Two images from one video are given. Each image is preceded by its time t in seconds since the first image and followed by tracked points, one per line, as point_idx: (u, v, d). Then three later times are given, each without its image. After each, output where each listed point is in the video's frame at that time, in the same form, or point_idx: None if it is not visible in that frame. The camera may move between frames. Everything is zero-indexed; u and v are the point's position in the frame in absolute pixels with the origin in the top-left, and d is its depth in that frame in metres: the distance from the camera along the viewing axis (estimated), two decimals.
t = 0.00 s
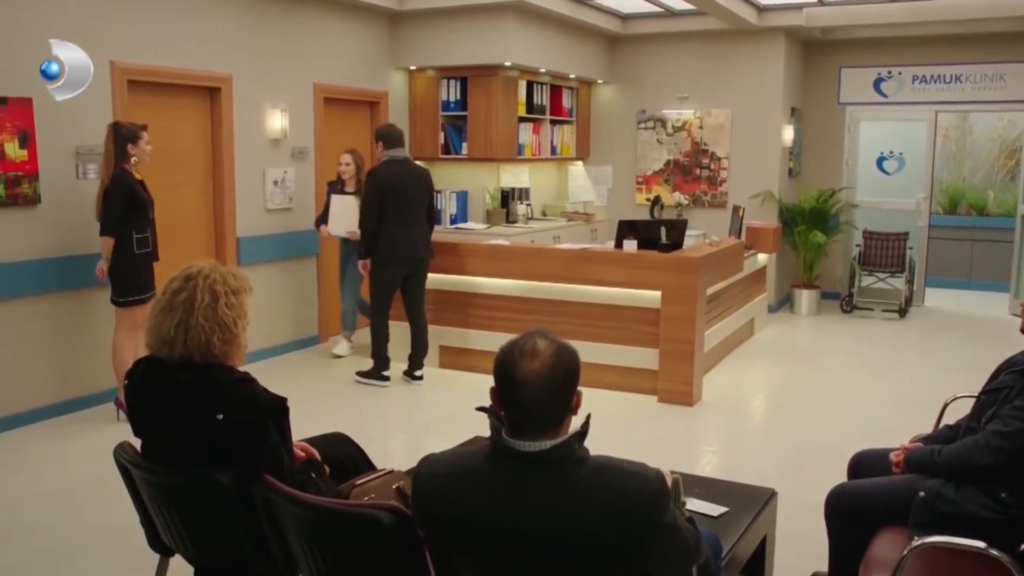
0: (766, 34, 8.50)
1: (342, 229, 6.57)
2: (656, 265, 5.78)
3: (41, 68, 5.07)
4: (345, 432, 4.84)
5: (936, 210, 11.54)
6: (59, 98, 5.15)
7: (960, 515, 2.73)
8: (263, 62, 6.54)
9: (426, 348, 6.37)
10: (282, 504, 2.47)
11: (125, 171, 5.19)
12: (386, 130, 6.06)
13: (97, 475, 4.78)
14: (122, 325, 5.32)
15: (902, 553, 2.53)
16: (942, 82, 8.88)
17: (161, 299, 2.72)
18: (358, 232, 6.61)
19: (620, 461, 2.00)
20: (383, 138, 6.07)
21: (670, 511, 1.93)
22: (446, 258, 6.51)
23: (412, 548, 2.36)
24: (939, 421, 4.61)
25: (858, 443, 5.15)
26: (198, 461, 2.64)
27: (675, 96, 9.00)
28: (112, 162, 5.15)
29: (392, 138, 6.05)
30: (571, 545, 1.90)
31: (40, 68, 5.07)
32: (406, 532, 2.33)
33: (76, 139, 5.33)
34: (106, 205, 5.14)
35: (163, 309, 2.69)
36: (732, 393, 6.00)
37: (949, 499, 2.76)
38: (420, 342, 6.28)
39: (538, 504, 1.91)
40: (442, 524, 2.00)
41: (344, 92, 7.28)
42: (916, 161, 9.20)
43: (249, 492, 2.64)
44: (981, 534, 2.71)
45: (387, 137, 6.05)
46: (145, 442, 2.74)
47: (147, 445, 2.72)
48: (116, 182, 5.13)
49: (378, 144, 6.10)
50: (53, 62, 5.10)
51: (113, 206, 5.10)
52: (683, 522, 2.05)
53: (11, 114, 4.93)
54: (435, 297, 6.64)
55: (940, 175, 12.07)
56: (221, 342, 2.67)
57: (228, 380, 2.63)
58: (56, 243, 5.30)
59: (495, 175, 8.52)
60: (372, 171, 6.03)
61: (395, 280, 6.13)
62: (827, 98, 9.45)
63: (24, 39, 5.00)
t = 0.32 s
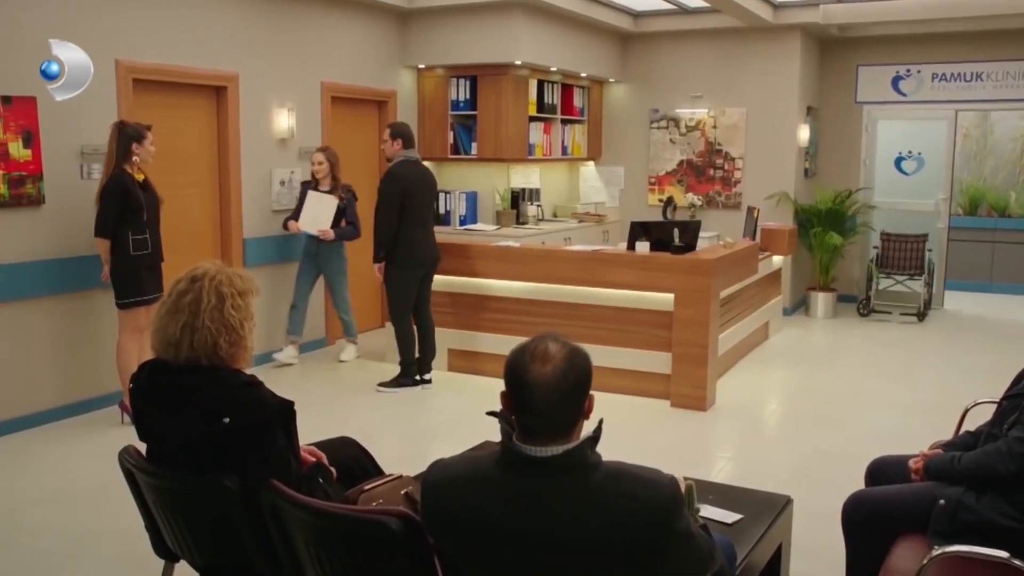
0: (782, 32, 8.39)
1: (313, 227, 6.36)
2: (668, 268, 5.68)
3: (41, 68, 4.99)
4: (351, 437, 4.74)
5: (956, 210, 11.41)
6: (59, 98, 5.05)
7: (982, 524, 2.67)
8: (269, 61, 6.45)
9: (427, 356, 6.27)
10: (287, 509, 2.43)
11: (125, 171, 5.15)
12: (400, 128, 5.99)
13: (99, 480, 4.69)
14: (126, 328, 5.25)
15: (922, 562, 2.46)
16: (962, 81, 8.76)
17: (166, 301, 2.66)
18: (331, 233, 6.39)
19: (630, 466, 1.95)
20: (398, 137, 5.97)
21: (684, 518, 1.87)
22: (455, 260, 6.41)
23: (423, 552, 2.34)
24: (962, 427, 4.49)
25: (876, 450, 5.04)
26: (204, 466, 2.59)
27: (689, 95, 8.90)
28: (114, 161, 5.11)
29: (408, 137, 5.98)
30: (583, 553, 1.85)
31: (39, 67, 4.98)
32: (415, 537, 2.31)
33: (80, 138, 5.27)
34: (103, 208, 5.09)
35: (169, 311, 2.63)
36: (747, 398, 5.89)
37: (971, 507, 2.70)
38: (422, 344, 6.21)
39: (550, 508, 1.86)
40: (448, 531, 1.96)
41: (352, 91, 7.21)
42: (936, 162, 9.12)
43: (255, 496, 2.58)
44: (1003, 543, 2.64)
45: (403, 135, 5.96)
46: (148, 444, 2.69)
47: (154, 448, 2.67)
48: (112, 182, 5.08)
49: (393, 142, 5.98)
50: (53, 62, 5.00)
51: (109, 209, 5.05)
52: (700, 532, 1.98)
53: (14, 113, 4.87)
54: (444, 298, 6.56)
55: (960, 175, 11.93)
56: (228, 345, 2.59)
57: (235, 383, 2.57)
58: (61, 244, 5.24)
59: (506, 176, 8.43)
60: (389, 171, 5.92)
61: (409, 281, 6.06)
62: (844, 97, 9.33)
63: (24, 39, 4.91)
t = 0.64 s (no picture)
0: (800, 28, 8.28)
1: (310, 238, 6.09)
2: (681, 268, 5.59)
3: (41, 68, 4.91)
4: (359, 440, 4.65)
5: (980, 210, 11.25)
6: (59, 98, 4.98)
7: (1008, 533, 2.62)
8: (275, 60, 6.37)
9: (431, 357, 6.17)
10: (297, 514, 2.39)
11: (135, 170, 5.08)
12: (408, 126, 5.90)
13: (104, 483, 4.62)
14: (133, 329, 5.20)
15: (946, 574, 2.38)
16: (985, 78, 8.64)
17: (174, 302, 2.64)
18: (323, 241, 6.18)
19: (645, 471, 1.91)
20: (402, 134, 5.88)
21: (701, 525, 1.85)
22: (466, 261, 6.31)
23: (432, 561, 2.28)
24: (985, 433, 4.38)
25: (896, 455, 4.93)
26: (213, 469, 2.56)
27: (704, 93, 8.80)
28: (125, 159, 5.04)
29: (416, 136, 5.90)
30: (596, 561, 1.81)
31: (39, 68, 4.90)
32: (424, 542, 2.25)
33: (87, 136, 5.21)
34: (114, 207, 5.02)
35: (177, 312, 2.61)
36: (764, 402, 5.78)
37: (994, 516, 2.65)
38: (430, 347, 6.12)
39: (568, 510, 1.82)
40: (464, 536, 1.92)
41: (361, 89, 7.14)
42: (958, 162, 8.90)
43: (263, 500, 2.54)
44: None
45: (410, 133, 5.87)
46: (157, 448, 2.66)
47: (163, 451, 2.64)
48: (123, 182, 5.01)
49: (401, 140, 5.88)
50: (53, 62, 4.94)
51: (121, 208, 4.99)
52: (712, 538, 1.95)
53: (20, 112, 4.83)
54: (454, 300, 6.47)
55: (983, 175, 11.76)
56: (237, 345, 2.57)
57: (243, 385, 2.54)
58: (68, 244, 5.18)
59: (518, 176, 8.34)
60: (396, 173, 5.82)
61: (422, 285, 6.01)
62: (863, 95, 9.22)
63: (24, 38, 4.83)
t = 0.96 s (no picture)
0: (818, 25, 8.16)
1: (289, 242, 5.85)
2: (694, 271, 5.50)
3: (41, 68, 4.84)
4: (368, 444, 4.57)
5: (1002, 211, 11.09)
6: (60, 98, 4.92)
7: None
8: (282, 59, 6.29)
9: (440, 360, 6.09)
10: (306, 518, 2.38)
11: (144, 171, 5.02)
12: (416, 124, 5.83)
13: (109, 486, 4.56)
14: (141, 329, 5.13)
15: None
16: (1008, 75, 8.49)
17: (183, 303, 2.59)
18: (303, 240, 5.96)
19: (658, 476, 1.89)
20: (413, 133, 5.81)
21: (717, 530, 1.81)
22: (476, 262, 6.22)
23: (444, 564, 2.28)
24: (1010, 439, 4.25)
25: (917, 461, 4.82)
26: (221, 473, 2.52)
27: (720, 91, 8.70)
28: (134, 160, 4.99)
29: (426, 136, 5.83)
30: (610, 567, 1.79)
31: (40, 67, 4.84)
32: (436, 547, 2.25)
33: (93, 136, 5.15)
34: (125, 207, 4.96)
35: (185, 313, 2.56)
36: (781, 406, 5.68)
37: (1017, 523, 2.66)
38: (438, 350, 6.04)
39: (581, 515, 1.80)
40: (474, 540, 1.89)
41: (371, 88, 7.06)
42: (979, 160, 8.85)
43: (271, 503, 2.52)
44: None
45: (420, 132, 5.80)
46: (164, 450, 2.61)
47: (171, 454, 2.60)
48: (134, 182, 4.95)
49: (411, 140, 5.80)
50: (53, 62, 4.87)
51: (133, 208, 4.93)
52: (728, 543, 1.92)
53: (27, 110, 4.78)
54: (464, 301, 6.37)
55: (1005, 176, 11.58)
56: (245, 348, 2.52)
57: (253, 387, 2.50)
58: (75, 244, 5.12)
59: (530, 175, 8.25)
60: (407, 174, 5.75)
61: (428, 287, 5.96)
62: (882, 93, 9.09)
63: (23, 38, 4.76)
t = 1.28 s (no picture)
0: (837, 21, 8.04)
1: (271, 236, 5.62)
2: (710, 270, 5.39)
3: (40, 68, 4.77)
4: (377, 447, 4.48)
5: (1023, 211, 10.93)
6: (60, 98, 4.86)
7: None
8: (289, 58, 6.22)
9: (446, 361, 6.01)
10: (318, 524, 2.32)
11: (149, 169, 4.95)
12: (427, 123, 5.76)
13: (115, 489, 4.49)
14: (146, 330, 5.07)
15: None
16: None
17: (190, 304, 2.52)
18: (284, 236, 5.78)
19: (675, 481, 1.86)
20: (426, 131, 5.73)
21: (732, 538, 1.78)
22: (486, 262, 6.13)
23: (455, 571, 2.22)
24: None
25: (939, 466, 4.71)
26: (228, 476, 2.45)
27: (735, 89, 8.59)
28: (138, 159, 4.92)
29: (438, 134, 5.78)
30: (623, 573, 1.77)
31: (40, 67, 4.77)
32: (448, 552, 2.19)
33: (99, 134, 5.09)
34: (129, 205, 4.90)
35: (193, 314, 2.49)
36: (798, 410, 5.57)
37: None
38: (446, 351, 5.96)
39: (593, 520, 1.78)
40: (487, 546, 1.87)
41: (381, 85, 6.99)
42: (1003, 159, 8.64)
43: (280, 509, 2.45)
44: None
45: (431, 129, 5.74)
46: (170, 453, 2.55)
47: (177, 457, 2.53)
48: (138, 179, 4.88)
49: (423, 138, 5.74)
50: (53, 62, 4.81)
51: (138, 206, 4.87)
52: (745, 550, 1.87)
53: (32, 108, 4.72)
54: (474, 301, 6.28)
55: None
56: (253, 350, 2.45)
57: (261, 389, 2.44)
58: (81, 244, 5.06)
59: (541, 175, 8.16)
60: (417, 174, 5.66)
61: (437, 288, 5.89)
62: (901, 91, 8.99)
63: (23, 38, 4.69)
